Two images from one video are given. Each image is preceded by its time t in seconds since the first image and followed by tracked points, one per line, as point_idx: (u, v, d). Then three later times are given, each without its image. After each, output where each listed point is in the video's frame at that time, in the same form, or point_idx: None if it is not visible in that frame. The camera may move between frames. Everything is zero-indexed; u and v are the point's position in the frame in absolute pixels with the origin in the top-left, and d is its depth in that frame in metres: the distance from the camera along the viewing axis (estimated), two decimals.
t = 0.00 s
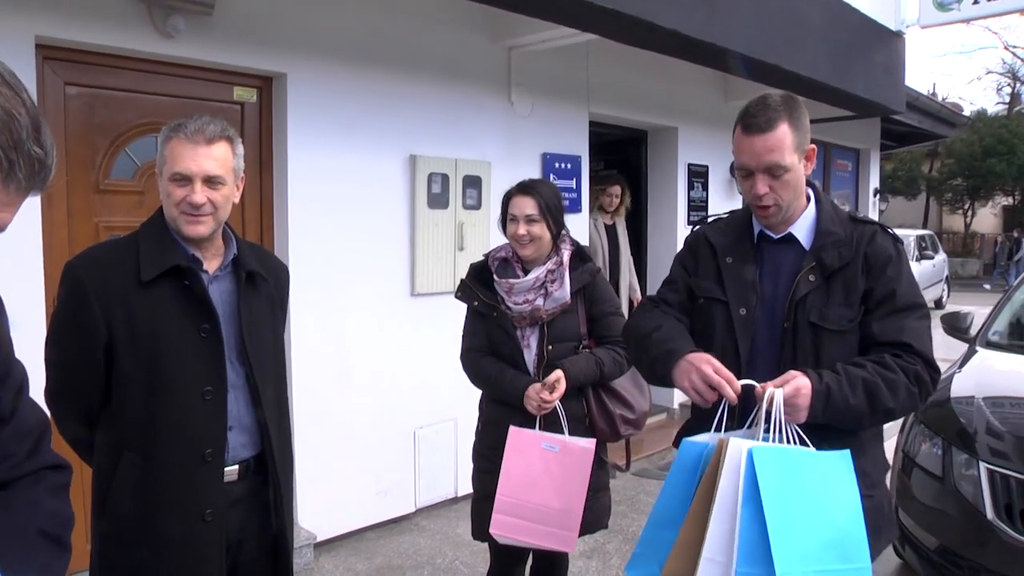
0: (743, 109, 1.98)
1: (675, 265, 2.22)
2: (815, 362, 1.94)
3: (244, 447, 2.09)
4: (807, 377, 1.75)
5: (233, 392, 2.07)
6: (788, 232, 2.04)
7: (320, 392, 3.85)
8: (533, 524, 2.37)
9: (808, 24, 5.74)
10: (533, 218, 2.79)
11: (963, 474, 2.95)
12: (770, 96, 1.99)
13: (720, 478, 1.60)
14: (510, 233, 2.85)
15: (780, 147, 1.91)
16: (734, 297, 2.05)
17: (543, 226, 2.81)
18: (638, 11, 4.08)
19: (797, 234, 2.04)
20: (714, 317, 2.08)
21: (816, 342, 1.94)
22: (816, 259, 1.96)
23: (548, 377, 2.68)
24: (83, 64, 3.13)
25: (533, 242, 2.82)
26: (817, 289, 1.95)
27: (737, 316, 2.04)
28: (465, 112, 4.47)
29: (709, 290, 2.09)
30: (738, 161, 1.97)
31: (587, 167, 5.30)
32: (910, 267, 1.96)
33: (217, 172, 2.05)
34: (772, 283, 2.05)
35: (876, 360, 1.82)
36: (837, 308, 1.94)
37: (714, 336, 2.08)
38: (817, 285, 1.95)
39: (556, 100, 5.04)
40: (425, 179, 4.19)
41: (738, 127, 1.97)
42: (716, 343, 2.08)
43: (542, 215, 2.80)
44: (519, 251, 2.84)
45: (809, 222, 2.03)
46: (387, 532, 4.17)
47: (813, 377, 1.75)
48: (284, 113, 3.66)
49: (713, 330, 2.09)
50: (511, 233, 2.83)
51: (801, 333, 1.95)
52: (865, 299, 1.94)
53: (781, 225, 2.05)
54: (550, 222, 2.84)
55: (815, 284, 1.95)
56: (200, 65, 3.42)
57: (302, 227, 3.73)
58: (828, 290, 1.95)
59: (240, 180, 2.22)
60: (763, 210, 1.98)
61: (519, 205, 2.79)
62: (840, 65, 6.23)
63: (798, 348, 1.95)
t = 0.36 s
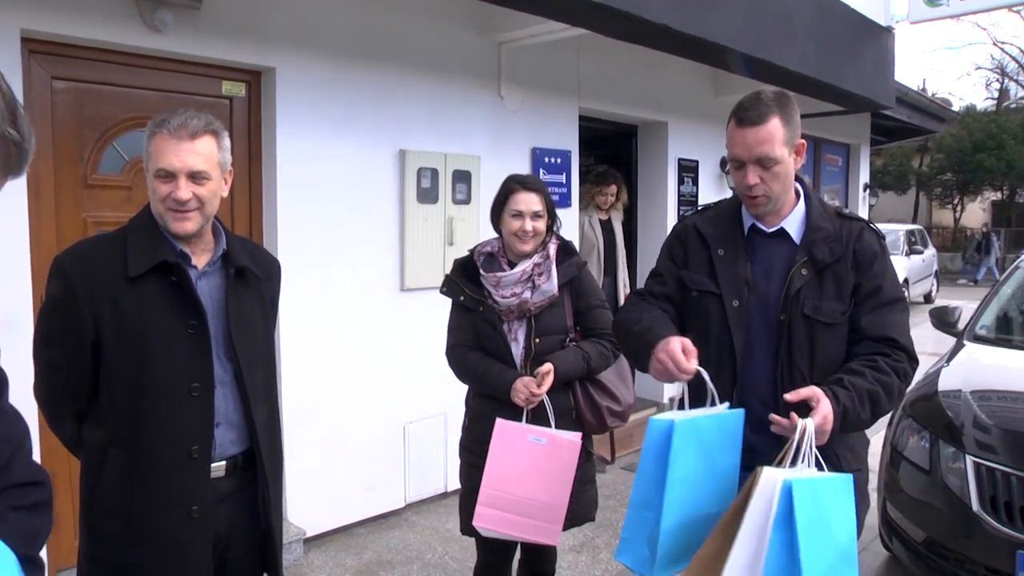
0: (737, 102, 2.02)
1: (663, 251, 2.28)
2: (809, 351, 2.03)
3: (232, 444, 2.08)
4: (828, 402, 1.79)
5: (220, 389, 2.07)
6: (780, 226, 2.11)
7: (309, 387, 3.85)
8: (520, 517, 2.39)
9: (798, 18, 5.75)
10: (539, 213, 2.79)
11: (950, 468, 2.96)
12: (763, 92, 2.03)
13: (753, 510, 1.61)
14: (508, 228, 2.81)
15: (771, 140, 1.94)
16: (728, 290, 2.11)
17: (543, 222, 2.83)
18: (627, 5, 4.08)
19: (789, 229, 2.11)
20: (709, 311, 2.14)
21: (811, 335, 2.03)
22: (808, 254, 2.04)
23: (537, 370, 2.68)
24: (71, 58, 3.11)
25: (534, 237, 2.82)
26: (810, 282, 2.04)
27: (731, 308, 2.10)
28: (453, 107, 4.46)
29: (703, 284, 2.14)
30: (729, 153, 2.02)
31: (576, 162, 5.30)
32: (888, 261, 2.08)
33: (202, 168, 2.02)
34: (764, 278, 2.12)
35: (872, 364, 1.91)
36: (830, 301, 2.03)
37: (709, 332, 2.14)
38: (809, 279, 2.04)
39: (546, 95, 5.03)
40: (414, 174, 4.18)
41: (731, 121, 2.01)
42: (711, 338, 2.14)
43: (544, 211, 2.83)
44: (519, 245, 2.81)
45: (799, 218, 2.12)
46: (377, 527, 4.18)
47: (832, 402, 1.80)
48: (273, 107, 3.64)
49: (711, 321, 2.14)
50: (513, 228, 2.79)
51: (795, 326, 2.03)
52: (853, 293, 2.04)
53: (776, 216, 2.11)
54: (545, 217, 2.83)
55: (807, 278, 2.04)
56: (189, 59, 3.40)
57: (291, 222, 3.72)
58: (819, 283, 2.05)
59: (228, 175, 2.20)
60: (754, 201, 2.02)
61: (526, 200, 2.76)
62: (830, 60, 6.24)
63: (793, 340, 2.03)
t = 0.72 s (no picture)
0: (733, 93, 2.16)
1: (665, 249, 2.36)
2: (817, 342, 2.09)
3: (212, 441, 2.07)
4: (832, 425, 1.90)
5: (200, 385, 2.06)
6: (784, 216, 2.19)
7: (297, 383, 3.84)
8: (507, 514, 2.38)
9: (785, 13, 5.75)
10: (519, 206, 2.77)
11: (935, 461, 2.98)
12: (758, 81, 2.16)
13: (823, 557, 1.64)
14: (488, 221, 2.76)
15: (757, 116, 2.06)
16: (728, 283, 2.18)
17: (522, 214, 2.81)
18: None
19: (794, 222, 2.18)
20: (710, 303, 2.22)
21: (818, 330, 2.09)
22: (816, 248, 2.11)
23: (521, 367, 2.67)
24: (54, 52, 3.08)
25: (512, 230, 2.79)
26: (817, 277, 2.10)
27: (731, 300, 2.18)
28: (440, 102, 4.44)
29: (704, 276, 2.22)
30: (722, 134, 2.14)
31: (564, 157, 5.30)
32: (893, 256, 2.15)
33: (182, 161, 2.00)
34: (766, 275, 2.18)
35: (874, 373, 2.00)
36: (838, 296, 2.09)
37: (712, 324, 2.22)
38: (817, 272, 2.10)
39: (534, 90, 5.03)
40: (401, 169, 4.17)
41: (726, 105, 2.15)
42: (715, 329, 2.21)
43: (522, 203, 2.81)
44: (498, 238, 2.77)
45: (804, 210, 2.18)
46: (365, 523, 4.17)
47: (836, 424, 1.91)
48: (260, 102, 3.63)
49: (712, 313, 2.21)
50: (493, 221, 2.75)
51: (803, 320, 2.09)
52: (859, 289, 2.10)
53: (780, 207, 2.19)
54: (524, 211, 2.81)
55: (815, 271, 2.10)
56: (175, 54, 3.39)
57: (278, 218, 3.71)
58: (826, 277, 2.11)
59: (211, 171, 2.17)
60: (748, 178, 2.12)
61: (507, 192, 2.73)
62: (818, 55, 6.25)
63: (801, 334, 2.09)
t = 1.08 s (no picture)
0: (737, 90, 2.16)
1: (675, 256, 2.38)
2: (832, 341, 2.11)
3: (208, 440, 2.07)
4: (856, 432, 1.93)
5: (196, 385, 2.05)
6: (795, 215, 2.21)
7: (294, 384, 3.83)
8: (502, 518, 2.38)
9: (781, 13, 5.75)
10: (482, 204, 2.65)
11: (932, 459, 2.97)
12: (763, 78, 2.17)
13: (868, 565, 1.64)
14: (450, 220, 2.62)
15: (762, 113, 2.08)
16: (739, 286, 2.20)
17: (484, 213, 2.68)
18: None
19: (805, 220, 2.20)
20: (721, 307, 2.23)
21: (833, 329, 2.11)
22: (830, 245, 2.13)
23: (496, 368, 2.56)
24: (49, 52, 3.07)
25: (476, 230, 2.66)
26: (831, 274, 2.13)
27: (743, 301, 2.19)
28: (436, 101, 4.43)
29: (715, 280, 2.23)
30: (729, 131, 2.15)
31: (560, 156, 5.30)
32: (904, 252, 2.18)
33: (179, 162, 1.98)
34: (778, 275, 2.19)
35: (889, 373, 2.03)
36: (852, 294, 2.11)
37: (724, 327, 2.24)
38: (831, 270, 2.12)
39: (530, 89, 5.02)
40: (397, 168, 4.16)
41: (732, 102, 2.16)
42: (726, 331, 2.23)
43: (485, 202, 2.68)
44: (460, 239, 2.63)
45: (814, 208, 2.21)
46: (362, 523, 4.16)
47: (859, 430, 1.94)
48: (255, 102, 3.62)
49: (726, 316, 2.23)
50: (455, 220, 2.61)
51: (819, 319, 2.11)
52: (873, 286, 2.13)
53: (789, 204, 2.22)
54: (488, 208, 2.69)
55: (829, 269, 2.12)
56: (169, 54, 3.38)
57: (274, 218, 3.70)
58: (840, 275, 2.13)
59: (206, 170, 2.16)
60: (755, 175, 2.14)
61: (470, 189, 2.61)
62: (814, 54, 6.26)
63: (816, 333, 2.11)
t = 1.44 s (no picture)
0: (749, 94, 2.15)
1: (690, 261, 2.40)
2: (844, 345, 2.11)
3: (208, 443, 2.07)
4: (864, 443, 1.94)
5: (197, 388, 2.06)
6: (807, 218, 2.21)
7: (297, 385, 3.83)
8: (470, 532, 2.20)
9: (785, 15, 5.75)
10: (454, 206, 2.63)
11: (936, 462, 2.97)
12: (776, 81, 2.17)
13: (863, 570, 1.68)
14: (422, 222, 2.59)
15: (773, 114, 2.07)
16: (749, 288, 2.20)
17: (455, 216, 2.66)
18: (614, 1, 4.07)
19: (817, 223, 2.21)
20: (733, 308, 2.25)
21: (845, 333, 2.11)
22: (841, 249, 2.13)
23: (474, 375, 2.53)
24: (55, 53, 3.08)
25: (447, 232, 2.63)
26: (843, 278, 2.13)
27: (754, 303, 2.19)
28: (440, 103, 4.44)
29: (726, 282, 2.24)
30: (741, 133, 2.15)
31: (564, 158, 5.30)
32: (918, 259, 2.17)
33: (180, 165, 1.97)
34: (789, 277, 2.20)
35: (898, 382, 2.03)
36: (865, 298, 2.11)
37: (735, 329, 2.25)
38: (843, 273, 2.13)
39: (533, 91, 5.02)
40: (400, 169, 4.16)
41: (744, 104, 2.16)
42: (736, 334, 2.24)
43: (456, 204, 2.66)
44: (432, 240, 2.60)
45: (827, 212, 2.21)
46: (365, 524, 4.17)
47: (866, 441, 1.95)
48: (259, 103, 3.62)
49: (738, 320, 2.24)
50: (428, 222, 2.58)
51: (830, 322, 2.11)
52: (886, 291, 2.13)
53: (801, 208, 2.21)
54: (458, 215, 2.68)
55: (841, 272, 2.13)
56: (174, 56, 3.39)
57: (278, 219, 3.71)
58: (852, 278, 2.13)
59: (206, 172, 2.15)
60: (765, 176, 2.14)
61: (444, 191, 2.59)
62: (818, 56, 6.25)
63: (828, 335, 2.11)
